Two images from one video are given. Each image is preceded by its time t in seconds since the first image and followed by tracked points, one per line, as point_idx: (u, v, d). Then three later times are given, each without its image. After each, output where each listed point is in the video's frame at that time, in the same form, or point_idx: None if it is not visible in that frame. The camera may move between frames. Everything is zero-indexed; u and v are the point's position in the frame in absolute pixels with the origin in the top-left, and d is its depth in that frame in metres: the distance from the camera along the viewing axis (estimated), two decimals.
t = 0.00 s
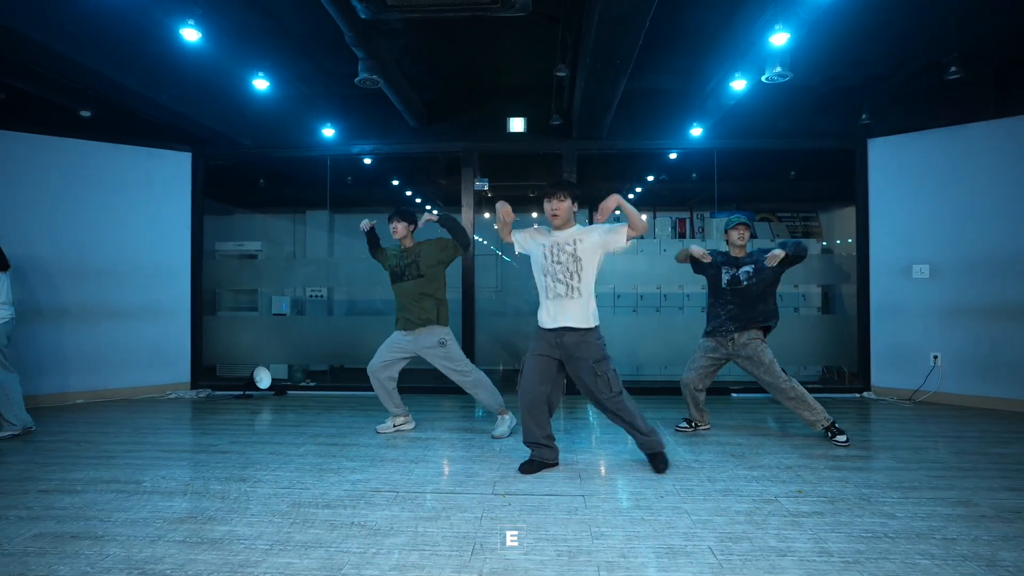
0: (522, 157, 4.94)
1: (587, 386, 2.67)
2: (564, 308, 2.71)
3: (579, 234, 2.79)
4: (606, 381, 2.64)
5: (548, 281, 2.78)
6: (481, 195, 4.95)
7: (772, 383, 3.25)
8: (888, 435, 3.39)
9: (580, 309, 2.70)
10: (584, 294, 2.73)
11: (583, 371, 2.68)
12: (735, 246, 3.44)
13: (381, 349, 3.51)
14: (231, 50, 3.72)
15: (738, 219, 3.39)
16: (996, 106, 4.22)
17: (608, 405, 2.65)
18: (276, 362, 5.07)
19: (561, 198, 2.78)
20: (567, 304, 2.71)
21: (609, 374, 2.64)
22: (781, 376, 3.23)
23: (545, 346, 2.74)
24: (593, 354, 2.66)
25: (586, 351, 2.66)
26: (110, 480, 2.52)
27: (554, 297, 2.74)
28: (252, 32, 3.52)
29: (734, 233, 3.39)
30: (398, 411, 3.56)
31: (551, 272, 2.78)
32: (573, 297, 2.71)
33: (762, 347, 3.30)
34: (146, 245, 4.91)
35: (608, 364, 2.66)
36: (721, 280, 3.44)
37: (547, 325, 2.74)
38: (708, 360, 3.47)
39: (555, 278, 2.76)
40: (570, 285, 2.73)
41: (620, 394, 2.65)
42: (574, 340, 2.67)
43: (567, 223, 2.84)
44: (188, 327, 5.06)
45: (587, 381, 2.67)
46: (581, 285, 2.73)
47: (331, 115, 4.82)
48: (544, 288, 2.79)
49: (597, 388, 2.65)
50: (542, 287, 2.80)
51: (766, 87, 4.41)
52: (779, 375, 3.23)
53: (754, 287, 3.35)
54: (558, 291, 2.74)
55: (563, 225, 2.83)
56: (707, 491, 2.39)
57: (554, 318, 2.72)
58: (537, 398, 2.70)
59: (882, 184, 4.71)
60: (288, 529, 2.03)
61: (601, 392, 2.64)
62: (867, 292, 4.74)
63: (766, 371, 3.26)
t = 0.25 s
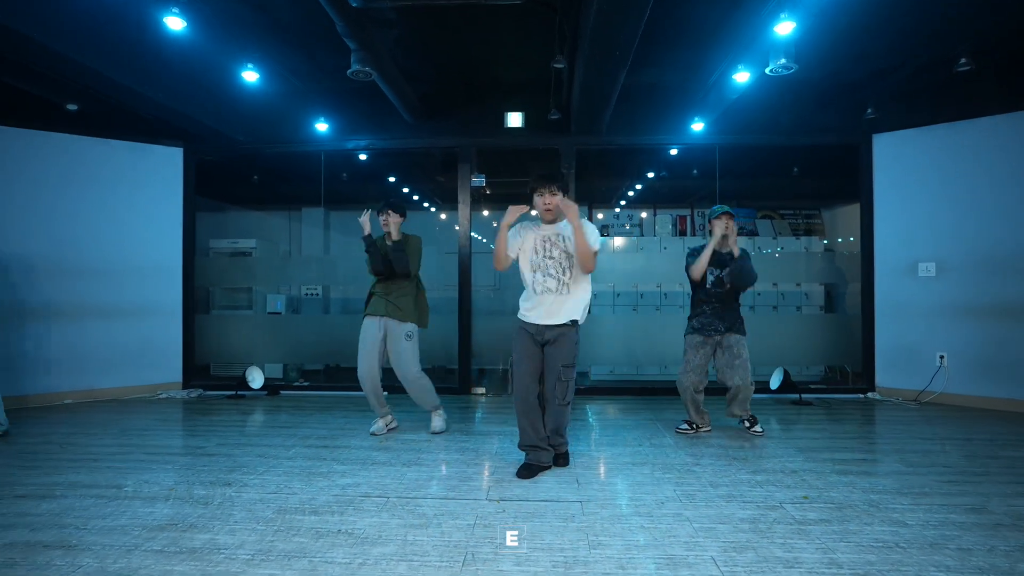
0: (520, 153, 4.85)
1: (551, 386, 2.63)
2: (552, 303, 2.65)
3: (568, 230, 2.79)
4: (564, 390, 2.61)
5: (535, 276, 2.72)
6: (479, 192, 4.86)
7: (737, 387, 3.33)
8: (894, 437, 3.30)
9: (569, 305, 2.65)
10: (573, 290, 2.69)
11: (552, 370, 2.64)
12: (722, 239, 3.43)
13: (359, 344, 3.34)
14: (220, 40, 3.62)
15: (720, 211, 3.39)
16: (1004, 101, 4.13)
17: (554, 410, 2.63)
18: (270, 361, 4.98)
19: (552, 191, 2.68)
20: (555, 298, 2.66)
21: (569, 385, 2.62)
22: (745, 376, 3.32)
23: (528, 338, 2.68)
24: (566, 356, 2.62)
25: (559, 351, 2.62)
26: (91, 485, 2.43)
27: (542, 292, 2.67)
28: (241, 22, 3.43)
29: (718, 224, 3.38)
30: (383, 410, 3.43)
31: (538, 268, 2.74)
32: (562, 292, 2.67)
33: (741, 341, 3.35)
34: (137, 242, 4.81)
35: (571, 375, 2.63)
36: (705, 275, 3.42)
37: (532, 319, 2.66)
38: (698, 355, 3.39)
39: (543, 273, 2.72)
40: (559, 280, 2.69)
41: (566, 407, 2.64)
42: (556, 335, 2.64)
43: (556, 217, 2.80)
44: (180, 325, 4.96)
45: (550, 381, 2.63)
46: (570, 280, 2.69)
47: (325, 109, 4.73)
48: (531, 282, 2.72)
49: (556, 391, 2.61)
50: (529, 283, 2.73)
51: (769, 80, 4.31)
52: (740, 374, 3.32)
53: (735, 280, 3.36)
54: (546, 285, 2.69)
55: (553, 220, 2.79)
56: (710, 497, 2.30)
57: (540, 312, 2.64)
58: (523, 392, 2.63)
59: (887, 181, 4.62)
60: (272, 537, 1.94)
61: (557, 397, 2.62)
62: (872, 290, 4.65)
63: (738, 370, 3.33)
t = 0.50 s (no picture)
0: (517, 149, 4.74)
1: (539, 363, 2.37)
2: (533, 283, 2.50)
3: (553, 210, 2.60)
4: (555, 365, 2.34)
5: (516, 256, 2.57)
6: (475, 189, 4.75)
7: (729, 365, 3.14)
8: (902, 443, 3.19)
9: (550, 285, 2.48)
10: (556, 268, 2.51)
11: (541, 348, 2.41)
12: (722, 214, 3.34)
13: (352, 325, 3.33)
14: (207, 32, 3.51)
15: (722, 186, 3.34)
16: (1014, 96, 4.01)
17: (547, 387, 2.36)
18: (261, 363, 4.87)
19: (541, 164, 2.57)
20: (535, 279, 2.49)
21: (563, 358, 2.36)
22: (739, 355, 3.12)
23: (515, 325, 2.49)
24: (553, 331, 2.41)
25: (548, 328, 2.42)
26: (66, 495, 2.32)
27: (521, 272, 2.52)
28: (228, 13, 3.32)
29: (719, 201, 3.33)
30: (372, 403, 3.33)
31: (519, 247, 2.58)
32: (543, 272, 2.49)
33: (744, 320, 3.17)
34: (125, 241, 4.71)
35: (564, 347, 2.38)
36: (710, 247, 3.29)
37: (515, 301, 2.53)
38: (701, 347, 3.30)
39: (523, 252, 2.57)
40: (540, 258, 2.52)
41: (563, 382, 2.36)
42: (543, 318, 2.45)
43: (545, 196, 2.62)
44: (170, 326, 4.85)
45: (540, 358, 2.37)
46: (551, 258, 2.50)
47: (317, 105, 4.63)
48: (512, 262, 2.57)
49: (546, 366, 2.34)
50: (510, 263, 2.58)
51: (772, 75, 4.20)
52: (735, 351, 3.14)
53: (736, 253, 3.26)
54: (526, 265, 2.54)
55: (538, 195, 2.61)
56: (713, 508, 2.19)
57: (520, 294, 2.50)
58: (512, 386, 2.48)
59: (893, 178, 4.51)
60: (249, 553, 1.83)
61: (547, 371, 2.34)
62: (877, 291, 4.54)
63: (735, 344, 3.14)
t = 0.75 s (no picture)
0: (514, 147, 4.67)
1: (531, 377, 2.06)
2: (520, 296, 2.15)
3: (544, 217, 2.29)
4: (547, 374, 2.01)
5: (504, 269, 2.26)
6: (473, 187, 4.70)
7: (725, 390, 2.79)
8: (907, 446, 3.13)
9: (539, 304, 2.12)
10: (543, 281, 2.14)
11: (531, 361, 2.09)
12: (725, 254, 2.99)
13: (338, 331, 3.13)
14: (198, 25, 3.45)
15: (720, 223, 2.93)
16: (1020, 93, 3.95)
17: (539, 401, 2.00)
18: (256, 363, 4.81)
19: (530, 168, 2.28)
20: (521, 295, 2.16)
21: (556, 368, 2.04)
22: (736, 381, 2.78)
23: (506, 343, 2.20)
24: (546, 340, 2.08)
25: (538, 337, 2.09)
26: (48, 500, 2.26)
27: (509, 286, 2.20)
28: (218, 6, 3.25)
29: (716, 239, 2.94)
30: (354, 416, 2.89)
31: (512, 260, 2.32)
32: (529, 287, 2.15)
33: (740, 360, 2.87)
34: (118, 240, 4.64)
35: (559, 358, 2.06)
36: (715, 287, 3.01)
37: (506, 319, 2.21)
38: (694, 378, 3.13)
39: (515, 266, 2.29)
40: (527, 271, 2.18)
41: (558, 398, 2.01)
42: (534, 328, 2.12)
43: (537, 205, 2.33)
44: (163, 326, 4.79)
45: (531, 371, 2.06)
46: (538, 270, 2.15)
47: (312, 102, 4.56)
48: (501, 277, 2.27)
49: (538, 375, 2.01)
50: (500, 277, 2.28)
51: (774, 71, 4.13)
52: (732, 376, 2.81)
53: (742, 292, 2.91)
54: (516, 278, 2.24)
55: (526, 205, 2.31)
56: (714, 515, 2.13)
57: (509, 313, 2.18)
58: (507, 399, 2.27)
59: (897, 177, 4.44)
60: (233, 562, 1.76)
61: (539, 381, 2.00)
62: (880, 291, 4.47)
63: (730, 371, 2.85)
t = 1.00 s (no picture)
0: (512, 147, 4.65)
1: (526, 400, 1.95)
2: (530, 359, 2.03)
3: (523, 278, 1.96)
4: (539, 399, 1.90)
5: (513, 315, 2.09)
6: (473, 187, 4.68)
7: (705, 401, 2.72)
8: (905, 446, 3.13)
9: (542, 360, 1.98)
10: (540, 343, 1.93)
11: (529, 384, 2.00)
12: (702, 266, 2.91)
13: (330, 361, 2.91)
14: (198, 26, 3.47)
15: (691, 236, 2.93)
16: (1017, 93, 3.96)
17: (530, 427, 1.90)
18: (255, 363, 4.81)
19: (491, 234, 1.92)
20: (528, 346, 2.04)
21: (552, 391, 1.93)
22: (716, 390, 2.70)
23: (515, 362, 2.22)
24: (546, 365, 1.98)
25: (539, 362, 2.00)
26: (48, 499, 2.26)
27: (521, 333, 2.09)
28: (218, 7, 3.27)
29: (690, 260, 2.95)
30: (354, 434, 2.70)
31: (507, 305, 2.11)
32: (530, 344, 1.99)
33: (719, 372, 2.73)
34: (117, 239, 4.65)
35: (557, 384, 1.94)
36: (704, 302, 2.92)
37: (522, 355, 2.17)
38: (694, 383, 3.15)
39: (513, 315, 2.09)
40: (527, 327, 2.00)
41: (552, 423, 1.89)
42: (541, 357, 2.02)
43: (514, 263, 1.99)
44: (163, 325, 4.80)
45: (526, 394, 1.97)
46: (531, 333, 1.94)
47: (312, 101, 4.60)
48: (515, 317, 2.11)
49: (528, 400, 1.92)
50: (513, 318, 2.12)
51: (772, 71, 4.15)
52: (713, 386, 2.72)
53: (726, 300, 2.82)
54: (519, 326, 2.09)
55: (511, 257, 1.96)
56: (712, 513, 2.14)
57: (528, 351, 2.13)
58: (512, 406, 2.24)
59: (895, 177, 4.45)
60: (232, 560, 1.77)
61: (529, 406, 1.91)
62: (879, 291, 4.48)
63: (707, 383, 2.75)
